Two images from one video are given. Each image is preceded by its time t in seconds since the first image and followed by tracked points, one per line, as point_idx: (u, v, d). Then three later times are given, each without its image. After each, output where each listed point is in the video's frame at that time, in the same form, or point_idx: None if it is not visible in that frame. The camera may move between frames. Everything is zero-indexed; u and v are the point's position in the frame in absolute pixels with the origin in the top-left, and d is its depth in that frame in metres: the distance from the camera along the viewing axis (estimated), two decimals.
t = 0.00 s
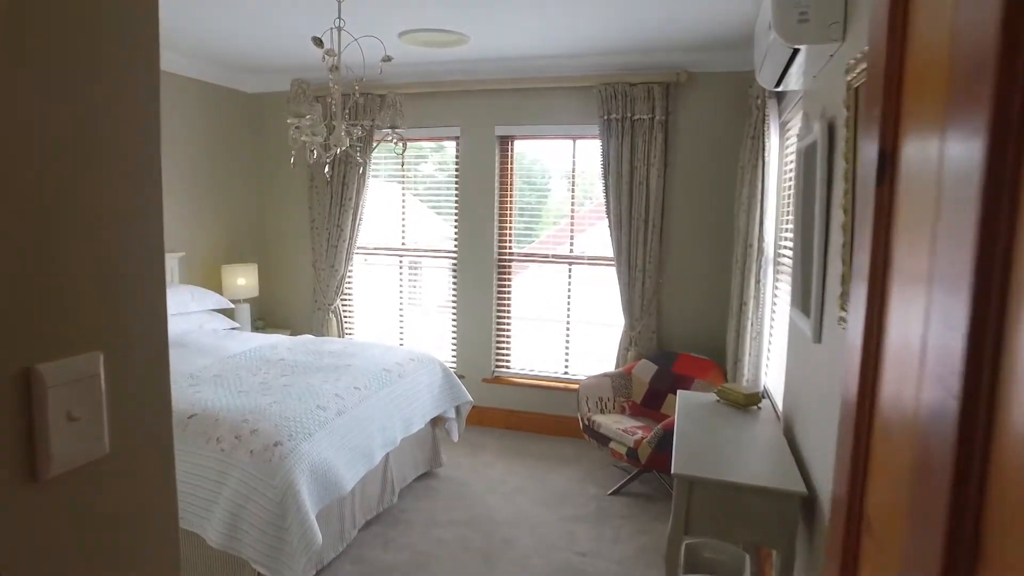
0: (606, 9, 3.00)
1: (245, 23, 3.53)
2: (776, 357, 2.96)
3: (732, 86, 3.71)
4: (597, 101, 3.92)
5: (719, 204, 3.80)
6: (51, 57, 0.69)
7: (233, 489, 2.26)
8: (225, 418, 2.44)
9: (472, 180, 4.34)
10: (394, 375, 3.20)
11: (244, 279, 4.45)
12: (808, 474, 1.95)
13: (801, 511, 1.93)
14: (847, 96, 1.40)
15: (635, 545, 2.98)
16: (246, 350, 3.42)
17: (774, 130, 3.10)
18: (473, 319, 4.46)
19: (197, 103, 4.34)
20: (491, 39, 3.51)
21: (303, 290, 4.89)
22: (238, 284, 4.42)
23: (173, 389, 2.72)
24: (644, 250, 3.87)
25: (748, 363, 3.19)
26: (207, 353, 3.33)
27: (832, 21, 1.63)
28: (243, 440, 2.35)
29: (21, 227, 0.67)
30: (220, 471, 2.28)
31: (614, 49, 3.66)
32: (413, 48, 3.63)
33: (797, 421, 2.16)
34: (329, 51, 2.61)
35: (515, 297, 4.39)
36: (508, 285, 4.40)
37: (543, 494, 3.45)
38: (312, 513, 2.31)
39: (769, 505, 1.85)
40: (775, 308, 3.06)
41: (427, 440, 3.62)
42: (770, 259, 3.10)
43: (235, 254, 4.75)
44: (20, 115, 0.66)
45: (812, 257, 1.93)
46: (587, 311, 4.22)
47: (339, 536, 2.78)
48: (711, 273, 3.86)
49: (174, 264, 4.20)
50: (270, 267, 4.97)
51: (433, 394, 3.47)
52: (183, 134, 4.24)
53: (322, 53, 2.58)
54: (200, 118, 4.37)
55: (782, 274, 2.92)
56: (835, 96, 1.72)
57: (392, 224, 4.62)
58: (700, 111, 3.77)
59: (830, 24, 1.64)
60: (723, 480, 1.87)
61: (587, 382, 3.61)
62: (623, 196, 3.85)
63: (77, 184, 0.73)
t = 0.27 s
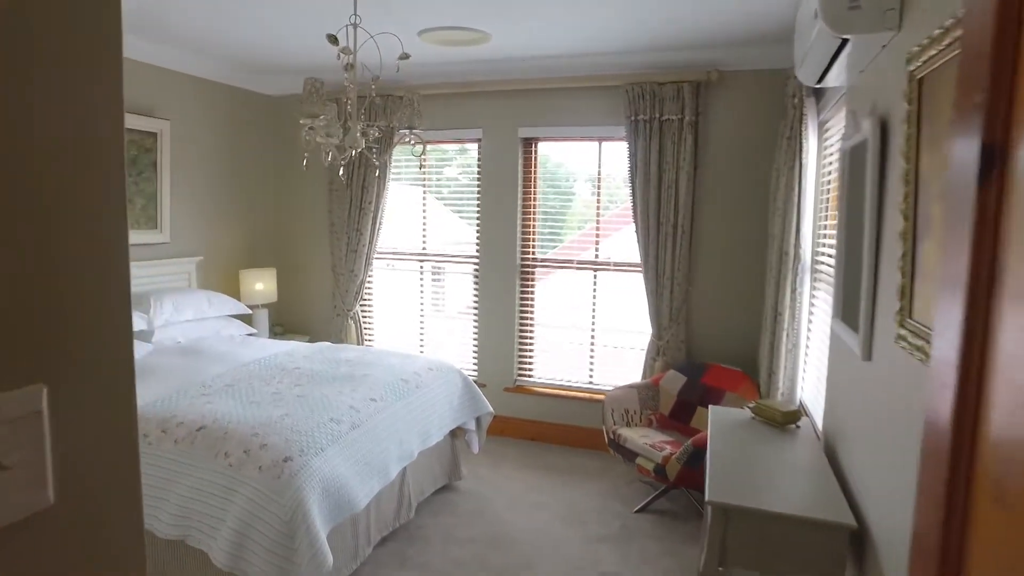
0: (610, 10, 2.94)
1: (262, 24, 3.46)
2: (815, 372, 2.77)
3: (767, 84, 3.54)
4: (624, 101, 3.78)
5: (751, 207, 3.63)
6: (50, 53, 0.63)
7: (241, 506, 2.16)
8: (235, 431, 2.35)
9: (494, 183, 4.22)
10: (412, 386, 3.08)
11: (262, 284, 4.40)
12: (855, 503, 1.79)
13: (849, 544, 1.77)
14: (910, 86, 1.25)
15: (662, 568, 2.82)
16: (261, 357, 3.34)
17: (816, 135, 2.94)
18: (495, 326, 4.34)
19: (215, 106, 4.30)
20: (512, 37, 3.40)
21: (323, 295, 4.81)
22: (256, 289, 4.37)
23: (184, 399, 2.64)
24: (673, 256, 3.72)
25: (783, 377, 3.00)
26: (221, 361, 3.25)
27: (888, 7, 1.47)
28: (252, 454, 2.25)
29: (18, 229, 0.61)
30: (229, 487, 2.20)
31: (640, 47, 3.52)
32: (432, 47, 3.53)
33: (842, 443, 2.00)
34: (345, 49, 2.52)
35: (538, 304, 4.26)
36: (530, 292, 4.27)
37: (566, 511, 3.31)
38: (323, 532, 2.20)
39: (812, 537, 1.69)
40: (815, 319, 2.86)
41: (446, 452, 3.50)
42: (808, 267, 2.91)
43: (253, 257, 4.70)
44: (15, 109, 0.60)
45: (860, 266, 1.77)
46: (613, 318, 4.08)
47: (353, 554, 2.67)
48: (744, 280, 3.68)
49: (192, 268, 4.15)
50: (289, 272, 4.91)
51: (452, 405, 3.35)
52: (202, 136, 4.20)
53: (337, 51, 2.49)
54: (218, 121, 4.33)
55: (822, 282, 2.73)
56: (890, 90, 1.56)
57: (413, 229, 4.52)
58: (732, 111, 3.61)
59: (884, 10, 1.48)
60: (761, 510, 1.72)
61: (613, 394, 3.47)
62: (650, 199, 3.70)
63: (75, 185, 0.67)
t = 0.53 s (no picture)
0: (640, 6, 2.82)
1: (280, 25, 3.40)
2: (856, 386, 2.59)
3: (803, 81, 3.38)
4: (652, 101, 3.64)
5: (786, 210, 3.47)
6: None
7: (251, 522, 2.08)
8: (246, 443, 2.26)
9: (518, 186, 4.11)
10: (431, 396, 2.98)
11: (282, 289, 4.34)
12: (907, 532, 1.64)
13: None
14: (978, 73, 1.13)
15: None
16: (278, 365, 3.27)
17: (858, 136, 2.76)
18: (517, 333, 4.23)
19: (235, 109, 4.26)
20: (535, 36, 3.29)
21: (343, 300, 4.75)
22: (276, 294, 4.32)
23: (197, 408, 2.57)
24: (703, 261, 3.56)
25: (821, 391, 2.82)
26: (237, 368, 3.19)
27: None
28: (263, 467, 2.16)
29: None
30: (239, 501, 2.11)
31: (666, 45, 3.39)
32: (451, 48, 3.44)
33: (890, 466, 1.85)
34: (362, 47, 2.43)
35: (562, 311, 4.14)
36: (554, 298, 4.15)
37: (590, 527, 3.18)
38: (336, 550, 2.11)
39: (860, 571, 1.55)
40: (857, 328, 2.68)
41: (467, 464, 3.40)
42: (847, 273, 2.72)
43: (273, 262, 4.66)
44: None
45: (913, 275, 1.61)
46: (640, 326, 3.94)
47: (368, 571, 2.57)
48: (778, 286, 3.53)
49: (211, 273, 4.12)
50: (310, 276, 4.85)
51: (473, 415, 3.24)
52: (222, 140, 4.16)
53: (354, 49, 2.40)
54: (238, 124, 4.29)
55: (865, 290, 2.56)
56: (951, 80, 1.41)
57: (434, 233, 4.42)
58: (765, 110, 3.46)
59: None
60: (803, 539, 1.58)
61: (639, 405, 3.33)
62: (679, 203, 3.56)
63: None
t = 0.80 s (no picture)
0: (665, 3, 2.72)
1: (298, 25, 3.34)
2: (900, 398, 2.43)
3: (840, 78, 3.23)
4: (680, 100, 3.52)
5: (822, 212, 3.32)
6: None
7: (262, 535, 2.00)
8: (258, 453, 2.19)
9: (541, 188, 4.01)
10: (451, 404, 2.89)
11: (302, 292, 4.30)
12: (962, 561, 1.50)
13: None
14: None
15: None
16: (295, 371, 3.21)
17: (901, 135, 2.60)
18: (540, 338, 4.13)
19: (256, 111, 4.24)
20: (560, 33, 3.19)
21: (365, 304, 4.70)
22: (296, 297, 4.28)
23: (211, 415, 2.51)
24: (734, 265, 3.43)
25: (859, 402, 2.67)
26: (254, 374, 3.14)
27: None
28: (275, 478, 2.09)
29: None
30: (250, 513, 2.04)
31: (695, 42, 3.27)
32: (472, 46, 3.36)
33: (942, 487, 1.71)
34: (380, 43, 2.35)
35: (586, 316, 4.03)
36: (579, 303, 4.04)
37: (614, 540, 3.07)
38: (349, 565, 2.02)
39: None
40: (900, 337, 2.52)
41: (487, 473, 3.30)
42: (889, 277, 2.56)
43: (295, 265, 4.62)
44: None
45: (972, 281, 1.48)
46: (667, 332, 3.81)
47: None
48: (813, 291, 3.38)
49: (231, 275, 4.09)
50: (331, 279, 4.81)
51: (493, 423, 3.15)
52: (241, 142, 4.14)
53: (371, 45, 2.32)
54: (258, 126, 4.26)
55: (908, 296, 2.41)
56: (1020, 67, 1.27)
57: (457, 236, 4.34)
58: (800, 108, 3.31)
59: None
60: (848, 568, 1.45)
61: (666, 414, 3.19)
62: (709, 205, 3.42)
63: None
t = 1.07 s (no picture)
0: None
1: (314, 24, 3.27)
2: (944, 412, 2.28)
3: (876, 73, 3.08)
4: (707, 98, 3.39)
5: (856, 214, 3.18)
6: None
7: (268, 549, 1.92)
8: (267, 462, 2.12)
9: (563, 189, 3.91)
10: (467, 412, 2.79)
11: (320, 295, 4.24)
12: None
13: None
14: None
15: None
16: (309, 376, 3.15)
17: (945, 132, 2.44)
18: (561, 344, 4.02)
19: (274, 113, 4.19)
20: (581, 30, 3.09)
21: (383, 308, 4.63)
22: (313, 300, 4.22)
23: (220, 421, 2.45)
24: (763, 269, 3.29)
25: (899, 415, 2.53)
26: (268, 379, 3.07)
27: None
28: (282, 489, 2.01)
29: None
30: (257, 526, 1.96)
31: (722, 37, 3.15)
32: (490, 43, 3.27)
33: (996, 511, 1.57)
34: (394, 37, 2.27)
35: (609, 321, 3.92)
36: (601, 307, 3.93)
37: (637, 554, 2.95)
38: None
39: None
40: (943, 346, 2.37)
41: (506, 483, 3.20)
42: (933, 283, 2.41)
43: (313, 268, 4.57)
44: None
45: None
46: (692, 338, 3.68)
47: None
48: (847, 296, 3.23)
49: (248, 278, 4.04)
50: (350, 282, 4.75)
51: (512, 431, 3.04)
52: (258, 144, 4.10)
53: (386, 40, 2.24)
54: (276, 127, 4.21)
55: (953, 303, 2.26)
56: None
57: (476, 238, 4.26)
58: (834, 105, 3.17)
59: None
60: None
61: (691, 424, 3.06)
62: (737, 206, 3.29)
63: None
